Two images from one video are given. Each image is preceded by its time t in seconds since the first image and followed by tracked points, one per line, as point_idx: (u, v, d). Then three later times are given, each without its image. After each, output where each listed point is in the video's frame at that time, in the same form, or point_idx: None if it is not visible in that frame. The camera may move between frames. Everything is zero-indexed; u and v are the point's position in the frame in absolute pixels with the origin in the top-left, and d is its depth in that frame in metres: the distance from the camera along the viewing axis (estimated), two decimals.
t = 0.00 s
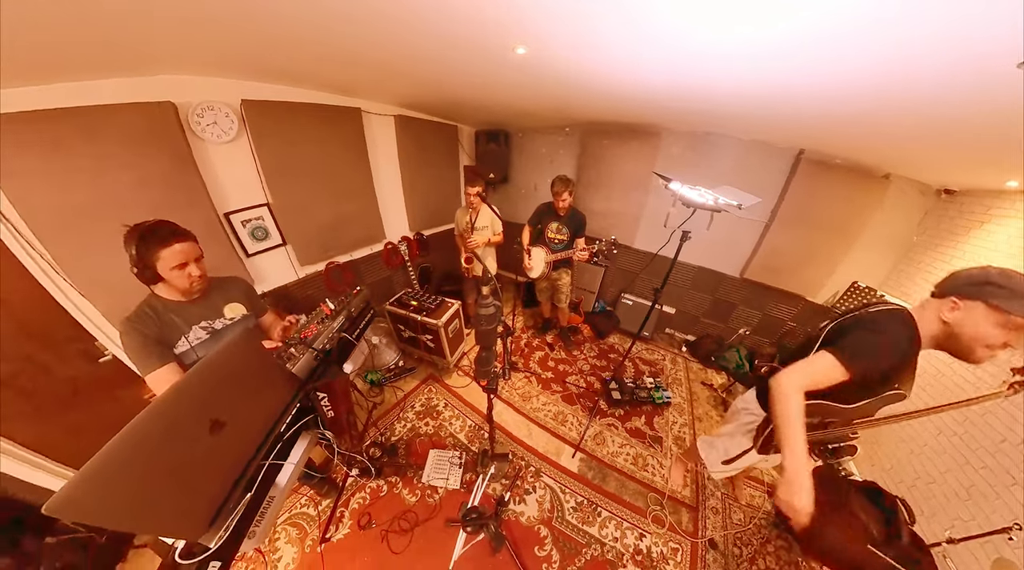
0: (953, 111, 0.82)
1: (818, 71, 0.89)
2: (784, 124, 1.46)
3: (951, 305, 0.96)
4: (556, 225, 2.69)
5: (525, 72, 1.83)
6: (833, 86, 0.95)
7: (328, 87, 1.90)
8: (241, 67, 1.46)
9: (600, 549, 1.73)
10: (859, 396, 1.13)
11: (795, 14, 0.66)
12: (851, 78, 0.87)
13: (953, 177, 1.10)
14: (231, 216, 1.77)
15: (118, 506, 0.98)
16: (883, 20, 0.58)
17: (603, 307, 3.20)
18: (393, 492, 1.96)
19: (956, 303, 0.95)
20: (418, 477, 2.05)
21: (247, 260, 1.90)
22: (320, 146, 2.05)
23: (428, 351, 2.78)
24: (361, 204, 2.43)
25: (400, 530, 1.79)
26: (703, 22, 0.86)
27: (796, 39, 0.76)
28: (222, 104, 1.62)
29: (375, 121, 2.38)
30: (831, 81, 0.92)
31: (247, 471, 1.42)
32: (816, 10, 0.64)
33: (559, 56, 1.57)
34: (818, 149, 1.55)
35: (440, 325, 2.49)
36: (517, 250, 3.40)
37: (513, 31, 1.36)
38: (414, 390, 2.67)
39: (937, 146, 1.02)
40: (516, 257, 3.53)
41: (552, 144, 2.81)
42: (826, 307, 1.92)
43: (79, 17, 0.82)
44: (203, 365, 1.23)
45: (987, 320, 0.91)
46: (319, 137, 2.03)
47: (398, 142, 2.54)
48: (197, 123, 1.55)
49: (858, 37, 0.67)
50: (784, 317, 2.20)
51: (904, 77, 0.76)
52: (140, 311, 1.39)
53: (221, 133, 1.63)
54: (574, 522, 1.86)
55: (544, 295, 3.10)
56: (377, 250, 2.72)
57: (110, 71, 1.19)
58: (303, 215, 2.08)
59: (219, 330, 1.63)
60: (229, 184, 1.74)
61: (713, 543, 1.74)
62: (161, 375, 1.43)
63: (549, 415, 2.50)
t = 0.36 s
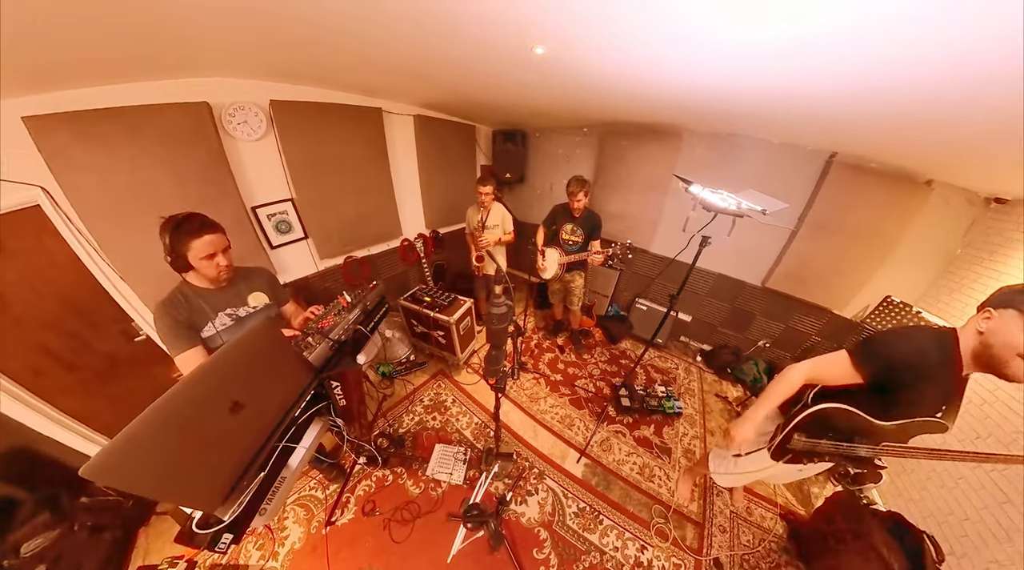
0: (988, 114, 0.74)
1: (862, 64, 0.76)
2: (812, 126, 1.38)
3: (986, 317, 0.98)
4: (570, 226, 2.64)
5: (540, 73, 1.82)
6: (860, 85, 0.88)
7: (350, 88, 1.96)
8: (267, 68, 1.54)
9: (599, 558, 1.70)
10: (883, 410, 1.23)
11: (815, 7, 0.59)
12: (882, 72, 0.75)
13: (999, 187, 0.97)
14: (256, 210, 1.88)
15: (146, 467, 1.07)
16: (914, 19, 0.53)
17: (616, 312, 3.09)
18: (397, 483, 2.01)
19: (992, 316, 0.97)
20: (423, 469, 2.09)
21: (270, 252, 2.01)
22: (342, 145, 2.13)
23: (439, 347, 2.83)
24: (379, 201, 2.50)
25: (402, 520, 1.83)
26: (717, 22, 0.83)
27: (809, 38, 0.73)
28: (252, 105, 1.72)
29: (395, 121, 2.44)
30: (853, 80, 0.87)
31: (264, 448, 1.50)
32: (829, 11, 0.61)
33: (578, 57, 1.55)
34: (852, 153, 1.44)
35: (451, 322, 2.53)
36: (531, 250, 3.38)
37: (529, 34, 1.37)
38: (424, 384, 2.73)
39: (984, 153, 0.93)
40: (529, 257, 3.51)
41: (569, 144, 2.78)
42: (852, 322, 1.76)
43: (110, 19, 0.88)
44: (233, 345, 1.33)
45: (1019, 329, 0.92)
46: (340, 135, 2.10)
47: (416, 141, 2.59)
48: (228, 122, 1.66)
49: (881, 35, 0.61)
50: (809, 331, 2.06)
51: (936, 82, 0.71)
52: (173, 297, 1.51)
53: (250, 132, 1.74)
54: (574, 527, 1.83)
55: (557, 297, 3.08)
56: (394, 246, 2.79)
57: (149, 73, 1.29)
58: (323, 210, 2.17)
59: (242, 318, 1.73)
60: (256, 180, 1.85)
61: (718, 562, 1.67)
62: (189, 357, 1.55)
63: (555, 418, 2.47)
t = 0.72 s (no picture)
0: (987, 115, 0.77)
1: (859, 70, 0.83)
2: (848, 128, 1.29)
3: None
4: (585, 227, 2.60)
5: (557, 73, 1.81)
6: (875, 84, 0.87)
7: (371, 88, 2.03)
8: (293, 69, 1.62)
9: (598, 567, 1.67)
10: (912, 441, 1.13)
11: (809, 20, 0.66)
12: (862, 80, 0.88)
13: None
14: (281, 205, 1.98)
15: (178, 437, 1.18)
16: (951, 20, 0.54)
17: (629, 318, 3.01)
18: (402, 474, 2.06)
19: None
20: (428, 463, 2.12)
21: (292, 245, 2.11)
22: (363, 143, 2.20)
23: (450, 344, 2.88)
24: (397, 198, 2.56)
25: (405, 510, 1.88)
26: (734, 21, 0.80)
27: (825, 35, 0.72)
28: (279, 105, 1.82)
29: (414, 120, 2.50)
30: (864, 79, 0.86)
31: (279, 431, 1.58)
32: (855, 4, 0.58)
33: (598, 57, 1.52)
34: (892, 157, 1.33)
35: (463, 320, 2.57)
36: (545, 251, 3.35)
37: (546, 35, 1.37)
38: (434, 379, 2.79)
39: None
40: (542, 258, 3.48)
41: (587, 144, 2.73)
42: (886, 339, 1.66)
43: (144, 23, 0.94)
44: (258, 330, 1.42)
45: None
46: (362, 134, 2.18)
47: (434, 141, 2.64)
48: (258, 121, 1.76)
49: (905, 38, 0.62)
50: (834, 346, 1.94)
51: (979, 79, 0.66)
52: (203, 285, 1.63)
53: (277, 130, 1.84)
54: (575, 533, 1.81)
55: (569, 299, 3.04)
56: (410, 243, 2.86)
57: (185, 75, 1.39)
58: (343, 206, 2.25)
59: (264, 306, 1.84)
60: (282, 176, 1.95)
61: None
62: (216, 339, 1.66)
63: (562, 421, 2.44)
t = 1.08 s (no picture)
0: (998, 115, 0.79)
1: (868, 70, 0.80)
2: (886, 132, 1.19)
3: None
4: (601, 229, 2.55)
5: (572, 74, 1.79)
6: (886, 85, 0.85)
7: (392, 88, 2.08)
8: (318, 70, 1.69)
9: None
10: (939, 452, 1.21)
11: (809, 20, 0.67)
12: (859, 81, 0.87)
13: None
14: (304, 200, 2.08)
15: (202, 419, 1.26)
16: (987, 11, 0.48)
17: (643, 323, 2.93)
18: (407, 465, 2.11)
19: None
20: (434, 457, 2.16)
21: (313, 239, 2.21)
22: (383, 142, 2.27)
23: (461, 341, 2.91)
24: (414, 196, 2.62)
25: (408, 501, 1.92)
26: (743, 23, 0.79)
27: (853, 32, 0.67)
28: (305, 105, 1.91)
29: (433, 120, 2.55)
30: (873, 80, 0.84)
31: (293, 415, 1.66)
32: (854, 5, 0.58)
33: (616, 56, 1.49)
34: (939, 161, 1.21)
35: (475, 318, 2.59)
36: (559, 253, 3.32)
37: (564, 36, 1.37)
38: (443, 374, 2.84)
39: None
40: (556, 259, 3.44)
41: (603, 146, 2.64)
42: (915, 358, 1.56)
43: (181, 29, 1.01)
44: (276, 321, 1.50)
45: None
46: (382, 134, 2.24)
47: (452, 140, 2.68)
48: (285, 120, 1.85)
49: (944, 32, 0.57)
50: (861, 365, 1.82)
51: (1022, 75, 0.61)
52: (231, 274, 1.74)
53: (302, 129, 1.93)
54: (575, 539, 1.78)
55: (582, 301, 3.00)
56: (426, 240, 2.92)
57: (219, 76, 1.49)
58: (363, 203, 2.33)
59: (285, 296, 1.93)
60: (306, 173, 2.05)
61: None
62: (239, 326, 1.76)
63: (568, 424, 2.41)
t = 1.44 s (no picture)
0: None
1: (870, 70, 0.81)
2: (928, 134, 1.10)
3: None
4: (615, 231, 2.48)
5: (588, 74, 1.77)
6: (886, 85, 0.85)
7: (410, 88, 2.13)
8: (339, 71, 1.75)
9: None
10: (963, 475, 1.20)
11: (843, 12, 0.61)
12: (886, 80, 0.82)
13: None
14: (324, 197, 2.16)
15: (225, 399, 1.35)
16: None
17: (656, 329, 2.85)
18: (412, 458, 2.15)
19: None
20: (439, 451, 2.19)
21: (332, 234, 2.29)
22: (400, 141, 2.32)
23: (471, 339, 2.94)
24: (430, 195, 2.66)
25: (411, 493, 1.96)
26: (756, 21, 0.78)
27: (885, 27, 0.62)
28: (327, 105, 1.98)
29: (449, 120, 2.58)
30: (875, 80, 0.84)
31: (306, 402, 1.72)
32: (863, 3, 0.55)
33: (634, 56, 1.47)
34: (990, 165, 1.11)
35: (485, 317, 2.61)
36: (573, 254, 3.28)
37: (579, 37, 1.37)
38: (452, 370, 2.88)
39: None
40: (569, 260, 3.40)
41: (622, 146, 2.59)
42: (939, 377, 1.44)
43: (213, 32, 1.07)
44: (294, 310, 1.57)
45: None
46: (400, 133, 2.29)
47: (468, 139, 2.71)
48: (307, 120, 1.94)
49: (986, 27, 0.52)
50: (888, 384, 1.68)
51: None
52: (253, 266, 1.83)
53: (324, 129, 2.01)
54: (574, 544, 1.76)
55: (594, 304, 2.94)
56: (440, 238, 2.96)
57: (247, 77, 1.57)
58: (380, 201, 2.39)
59: (303, 288, 2.02)
60: (326, 171, 2.13)
61: None
62: (259, 315, 1.87)
63: (574, 428, 2.37)
